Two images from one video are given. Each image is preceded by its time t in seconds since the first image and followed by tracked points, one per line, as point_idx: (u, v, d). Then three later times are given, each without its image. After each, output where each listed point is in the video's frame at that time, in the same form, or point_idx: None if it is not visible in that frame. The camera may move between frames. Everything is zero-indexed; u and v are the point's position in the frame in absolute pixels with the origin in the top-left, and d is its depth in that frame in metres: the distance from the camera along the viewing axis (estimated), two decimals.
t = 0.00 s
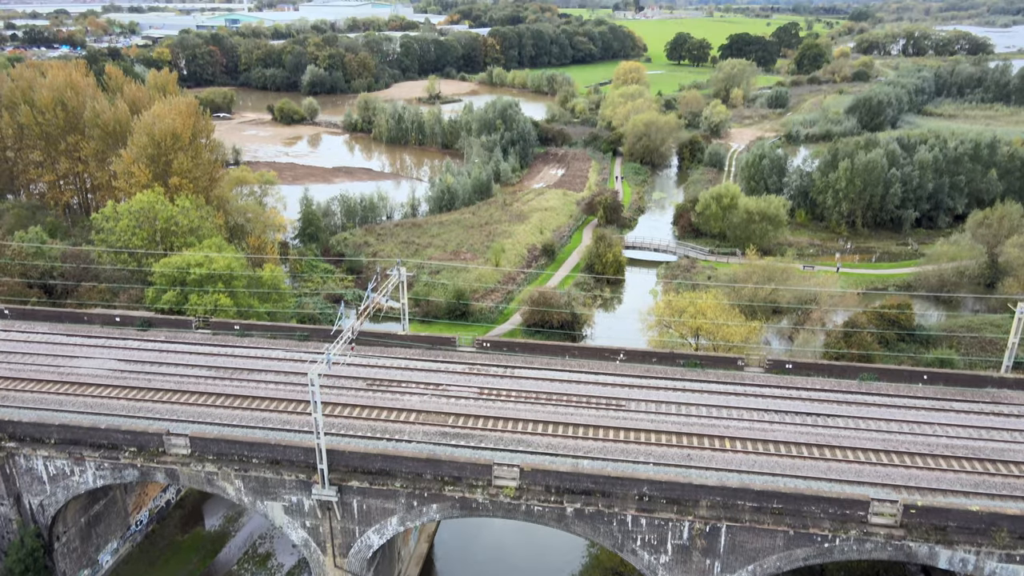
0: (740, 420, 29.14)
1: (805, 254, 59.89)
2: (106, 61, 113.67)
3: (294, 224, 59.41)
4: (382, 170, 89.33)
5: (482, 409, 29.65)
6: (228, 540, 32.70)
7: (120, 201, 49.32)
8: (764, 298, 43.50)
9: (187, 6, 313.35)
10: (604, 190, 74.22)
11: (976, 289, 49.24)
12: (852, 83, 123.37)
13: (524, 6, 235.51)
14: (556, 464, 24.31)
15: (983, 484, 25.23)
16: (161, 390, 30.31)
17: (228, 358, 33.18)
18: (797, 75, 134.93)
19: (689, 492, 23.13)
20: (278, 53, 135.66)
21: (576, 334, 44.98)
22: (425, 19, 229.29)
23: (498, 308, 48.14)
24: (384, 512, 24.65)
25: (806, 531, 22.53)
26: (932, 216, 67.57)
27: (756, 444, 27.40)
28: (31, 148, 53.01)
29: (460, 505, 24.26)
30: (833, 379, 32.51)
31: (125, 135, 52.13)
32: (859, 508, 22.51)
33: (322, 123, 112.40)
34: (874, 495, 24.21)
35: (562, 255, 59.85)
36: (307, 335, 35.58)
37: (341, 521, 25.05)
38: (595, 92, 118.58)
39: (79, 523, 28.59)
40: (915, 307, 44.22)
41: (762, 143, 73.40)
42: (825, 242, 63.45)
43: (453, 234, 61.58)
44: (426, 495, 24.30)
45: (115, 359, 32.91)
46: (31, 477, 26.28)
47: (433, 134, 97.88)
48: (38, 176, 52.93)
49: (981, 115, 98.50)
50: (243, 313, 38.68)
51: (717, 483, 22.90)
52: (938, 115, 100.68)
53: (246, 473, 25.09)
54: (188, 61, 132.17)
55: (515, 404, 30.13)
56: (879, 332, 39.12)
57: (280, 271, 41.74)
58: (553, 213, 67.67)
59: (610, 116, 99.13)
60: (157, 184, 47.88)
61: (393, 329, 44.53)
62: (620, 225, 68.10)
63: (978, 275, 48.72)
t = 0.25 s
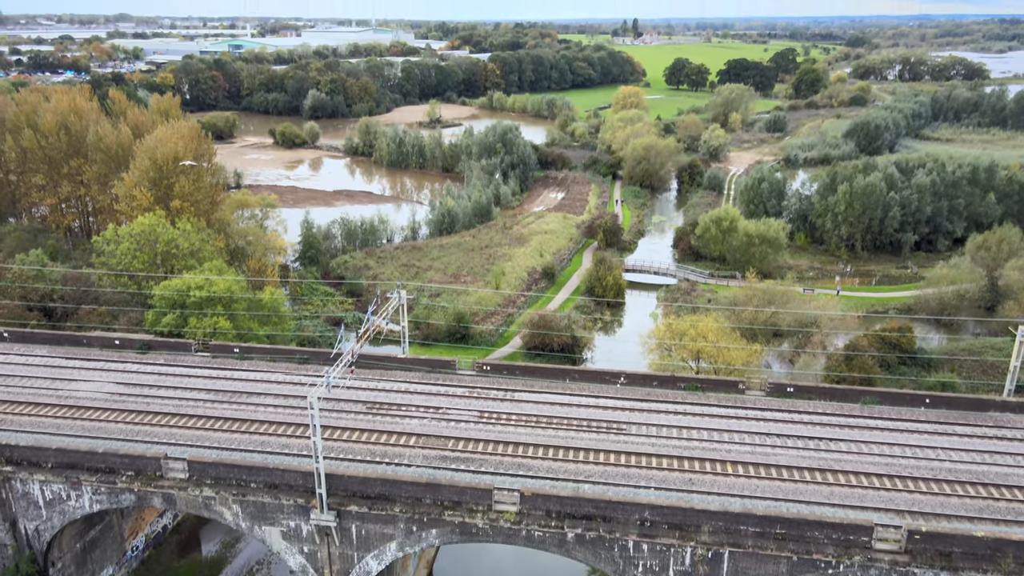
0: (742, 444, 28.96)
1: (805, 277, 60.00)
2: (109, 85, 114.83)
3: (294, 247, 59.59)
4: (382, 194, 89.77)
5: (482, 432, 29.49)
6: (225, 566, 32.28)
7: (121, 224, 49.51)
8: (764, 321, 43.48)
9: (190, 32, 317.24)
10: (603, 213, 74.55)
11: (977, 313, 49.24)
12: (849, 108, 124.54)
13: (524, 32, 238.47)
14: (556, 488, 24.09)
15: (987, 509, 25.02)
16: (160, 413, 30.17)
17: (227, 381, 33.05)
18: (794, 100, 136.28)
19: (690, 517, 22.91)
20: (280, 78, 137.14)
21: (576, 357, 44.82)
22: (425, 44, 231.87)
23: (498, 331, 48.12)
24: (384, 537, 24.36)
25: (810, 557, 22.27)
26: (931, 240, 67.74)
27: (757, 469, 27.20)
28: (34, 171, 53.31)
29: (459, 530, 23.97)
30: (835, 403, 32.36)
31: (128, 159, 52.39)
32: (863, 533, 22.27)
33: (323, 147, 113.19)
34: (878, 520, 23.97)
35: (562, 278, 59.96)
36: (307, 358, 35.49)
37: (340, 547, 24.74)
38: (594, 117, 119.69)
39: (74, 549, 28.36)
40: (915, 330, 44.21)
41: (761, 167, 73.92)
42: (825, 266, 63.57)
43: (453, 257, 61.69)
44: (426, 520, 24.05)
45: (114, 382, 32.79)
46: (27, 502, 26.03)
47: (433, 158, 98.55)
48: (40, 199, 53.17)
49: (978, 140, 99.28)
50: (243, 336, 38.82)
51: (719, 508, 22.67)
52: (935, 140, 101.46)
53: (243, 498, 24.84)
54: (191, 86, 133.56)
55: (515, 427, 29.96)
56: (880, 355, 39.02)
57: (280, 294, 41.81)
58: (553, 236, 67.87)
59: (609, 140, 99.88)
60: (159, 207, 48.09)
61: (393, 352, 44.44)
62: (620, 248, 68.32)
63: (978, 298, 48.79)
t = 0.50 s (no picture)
0: (743, 465, 28.77)
1: (806, 297, 60.05)
2: (113, 107, 115.84)
3: (294, 267, 59.69)
4: (383, 214, 90.07)
5: (482, 453, 29.31)
6: None
7: (122, 245, 49.59)
8: (765, 342, 43.41)
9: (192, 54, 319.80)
10: (603, 233, 74.78)
11: (977, 333, 49.22)
12: (847, 129, 125.54)
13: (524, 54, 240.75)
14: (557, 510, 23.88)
15: (991, 531, 24.81)
16: (158, 434, 30.02)
17: (226, 402, 32.92)
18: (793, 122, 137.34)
19: (692, 539, 22.69)
20: (282, 99, 138.36)
21: (577, 378, 44.64)
22: (424, 66, 233.84)
23: (498, 351, 48.04)
24: (382, 560, 24.10)
25: None
26: (930, 260, 67.77)
27: (759, 491, 27.01)
28: (36, 192, 53.51)
29: (459, 553, 23.71)
30: (837, 424, 32.19)
31: (129, 180, 52.61)
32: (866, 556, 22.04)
33: (324, 168, 113.81)
34: (881, 542, 23.75)
35: (562, 298, 60.01)
36: (306, 379, 35.36)
37: (338, 570, 24.45)
38: (594, 138, 120.56)
39: (70, 571, 28.03)
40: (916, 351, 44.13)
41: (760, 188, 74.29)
42: (825, 286, 63.65)
43: (453, 277, 61.75)
44: (425, 543, 23.81)
45: (112, 402, 32.66)
46: (23, 523, 25.79)
47: (433, 179, 99.11)
48: (41, 219, 53.31)
49: (976, 161, 99.99)
50: (242, 355, 39.08)
51: (720, 530, 22.46)
52: (934, 160, 102.14)
53: (241, 520, 24.62)
54: (193, 107, 134.69)
55: (515, 448, 29.78)
56: (881, 376, 38.93)
57: (280, 314, 41.88)
58: (553, 256, 67.99)
59: (609, 161, 100.44)
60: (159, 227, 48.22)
61: (393, 372, 44.28)
62: (620, 268, 68.46)
63: (978, 318, 48.72)
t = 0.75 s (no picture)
0: (745, 490, 28.54)
1: (806, 321, 60.03)
2: (115, 132, 116.80)
3: (294, 290, 59.73)
4: (383, 237, 90.32)
5: (482, 477, 29.08)
6: None
7: (122, 268, 49.68)
8: (766, 365, 43.27)
9: (195, 79, 322.97)
10: (603, 257, 74.95)
11: (978, 356, 49.10)
12: (845, 153, 126.46)
13: (524, 79, 242.90)
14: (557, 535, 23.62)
15: (996, 557, 24.57)
16: (155, 458, 29.83)
17: (224, 425, 32.72)
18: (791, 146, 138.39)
19: (694, 565, 22.44)
20: (284, 123, 139.51)
21: (578, 401, 44.47)
22: (425, 91, 235.90)
23: (498, 375, 47.88)
24: None
25: None
26: (930, 283, 67.85)
27: (761, 515, 26.77)
28: (38, 215, 53.72)
29: None
30: (839, 448, 31.98)
31: (131, 203, 52.82)
32: None
33: (324, 191, 114.37)
34: (885, 568, 23.50)
35: (562, 321, 60.01)
36: (305, 402, 35.17)
37: None
38: (593, 162, 121.39)
39: None
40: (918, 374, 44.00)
41: (758, 212, 74.61)
42: (825, 309, 63.69)
43: (453, 300, 61.73)
44: (424, 569, 23.52)
45: (110, 426, 32.49)
46: (17, 549, 25.49)
47: (433, 202, 99.59)
48: (42, 242, 53.46)
49: (974, 184, 100.54)
50: (241, 378, 38.36)
51: (722, 556, 22.22)
52: (932, 184, 102.69)
53: (238, 545, 24.34)
54: (195, 132, 135.79)
55: (515, 472, 29.56)
56: (883, 400, 38.74)
57: (280, 337, 41.74)
58: (553, 279, 68.05)
59: (609, 185, 100.94)
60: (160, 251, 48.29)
61: (392, 395, 44.08)
62: (620, 292, 68.54)
63: (979, 342, 48.65)
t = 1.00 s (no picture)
0: (747, 511, 28.31)
1: (806, 341, 59.96)
2: (117, 153, 117.46)
3: (294, 310, 59.68)
4: (383, 258, 90.45)
5: (482, 499, 28.87)
6: None
7: (122, 288, 49.73)
8: (767, 386, 43.09)
9: (198, 101, 325.44)
10: (603, 277, 75.05)
11: (980, 377, 48.94)
12: (843, 174, 127.15)
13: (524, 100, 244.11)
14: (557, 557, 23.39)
15: None
16: (153, 479, 29.62)
17: (222, 446, 32.51)
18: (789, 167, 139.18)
19: None
20: (285, 144, 140.36)
21: (577, 423, 44.20)
22: (425, 113, 238.20)
23: (498, 396, 47.70)
24: None
25: None
26: (930, 303, 67.91)
27: (764, 537, 26.54)
28: (39, 236, 53.85)
29: None
30: (841, 469, 31.77)
31: (132, 224, 53.01)
32: None
33: (325, 212, 114.77)
34: None
35: (562, 341, 59.92)
36: (304, 423, 34.98)
37: None
38: (593, 183, 121.99)
39: None
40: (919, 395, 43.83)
41: (758, 232, 74.98)
42: (825, 329, 63.63)
43: (453, 321, 61.69)
44: None
45: (107, 447, 32.29)
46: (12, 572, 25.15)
47: (433, 223, 99.94)
48: (43, 262, 53.55)
49: (973, 206, 100.92)
50: (239, 400, 38.05)
51: None
52: (931, 205, 103.12)
53: (236, 568, 24.04)
54: (197, 152, 136.59)
55: (515, 494, 29.35)
56: (884, 421, 38.58)
57: (279, 358, 41.61)
58: (553, 300, 68.07)
59: (609, 205, 101.22)
60: (160, 271, 48.33)
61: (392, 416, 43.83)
62: (620, 312, 68.58)
63: (981, 362, 48.54)
